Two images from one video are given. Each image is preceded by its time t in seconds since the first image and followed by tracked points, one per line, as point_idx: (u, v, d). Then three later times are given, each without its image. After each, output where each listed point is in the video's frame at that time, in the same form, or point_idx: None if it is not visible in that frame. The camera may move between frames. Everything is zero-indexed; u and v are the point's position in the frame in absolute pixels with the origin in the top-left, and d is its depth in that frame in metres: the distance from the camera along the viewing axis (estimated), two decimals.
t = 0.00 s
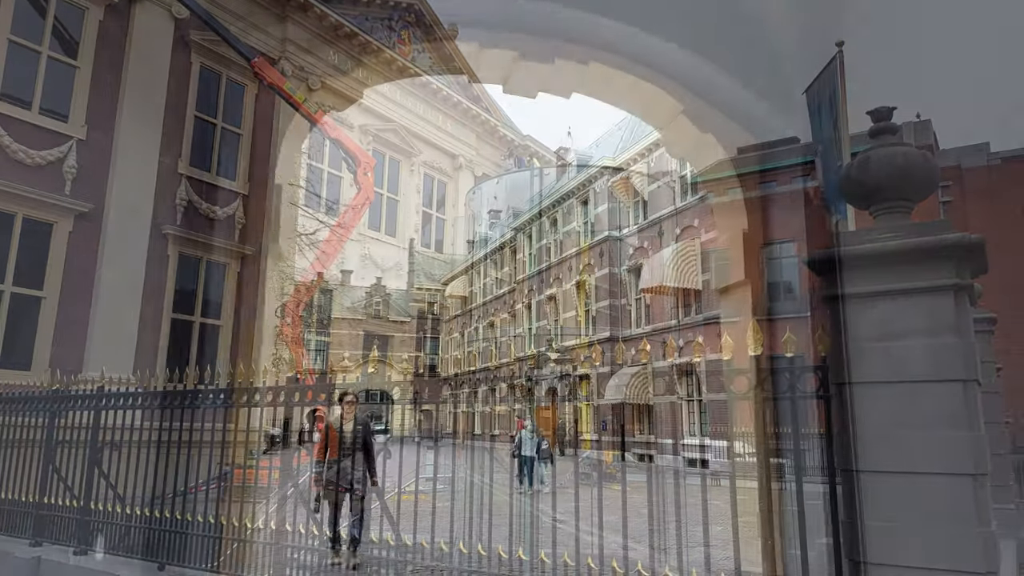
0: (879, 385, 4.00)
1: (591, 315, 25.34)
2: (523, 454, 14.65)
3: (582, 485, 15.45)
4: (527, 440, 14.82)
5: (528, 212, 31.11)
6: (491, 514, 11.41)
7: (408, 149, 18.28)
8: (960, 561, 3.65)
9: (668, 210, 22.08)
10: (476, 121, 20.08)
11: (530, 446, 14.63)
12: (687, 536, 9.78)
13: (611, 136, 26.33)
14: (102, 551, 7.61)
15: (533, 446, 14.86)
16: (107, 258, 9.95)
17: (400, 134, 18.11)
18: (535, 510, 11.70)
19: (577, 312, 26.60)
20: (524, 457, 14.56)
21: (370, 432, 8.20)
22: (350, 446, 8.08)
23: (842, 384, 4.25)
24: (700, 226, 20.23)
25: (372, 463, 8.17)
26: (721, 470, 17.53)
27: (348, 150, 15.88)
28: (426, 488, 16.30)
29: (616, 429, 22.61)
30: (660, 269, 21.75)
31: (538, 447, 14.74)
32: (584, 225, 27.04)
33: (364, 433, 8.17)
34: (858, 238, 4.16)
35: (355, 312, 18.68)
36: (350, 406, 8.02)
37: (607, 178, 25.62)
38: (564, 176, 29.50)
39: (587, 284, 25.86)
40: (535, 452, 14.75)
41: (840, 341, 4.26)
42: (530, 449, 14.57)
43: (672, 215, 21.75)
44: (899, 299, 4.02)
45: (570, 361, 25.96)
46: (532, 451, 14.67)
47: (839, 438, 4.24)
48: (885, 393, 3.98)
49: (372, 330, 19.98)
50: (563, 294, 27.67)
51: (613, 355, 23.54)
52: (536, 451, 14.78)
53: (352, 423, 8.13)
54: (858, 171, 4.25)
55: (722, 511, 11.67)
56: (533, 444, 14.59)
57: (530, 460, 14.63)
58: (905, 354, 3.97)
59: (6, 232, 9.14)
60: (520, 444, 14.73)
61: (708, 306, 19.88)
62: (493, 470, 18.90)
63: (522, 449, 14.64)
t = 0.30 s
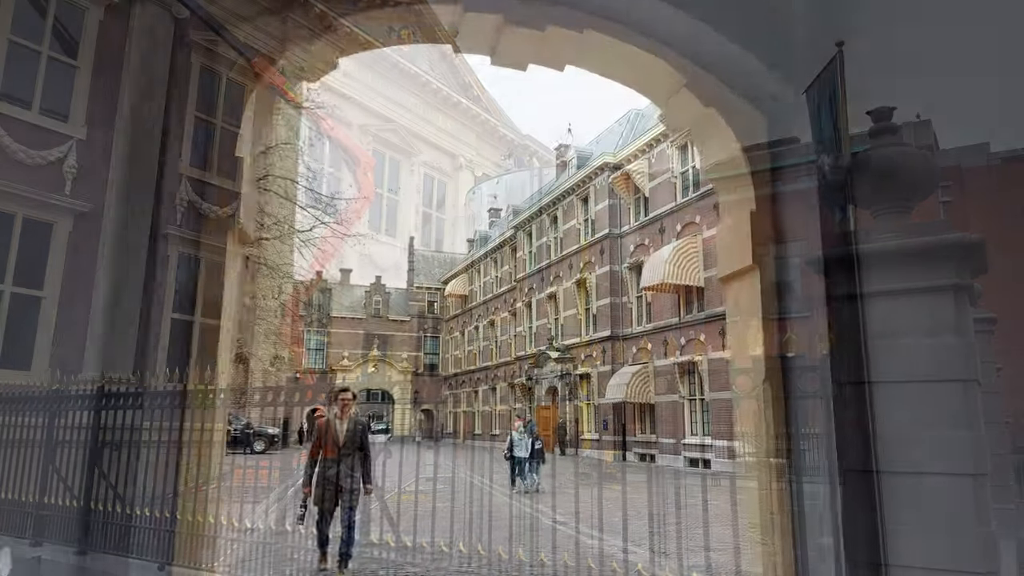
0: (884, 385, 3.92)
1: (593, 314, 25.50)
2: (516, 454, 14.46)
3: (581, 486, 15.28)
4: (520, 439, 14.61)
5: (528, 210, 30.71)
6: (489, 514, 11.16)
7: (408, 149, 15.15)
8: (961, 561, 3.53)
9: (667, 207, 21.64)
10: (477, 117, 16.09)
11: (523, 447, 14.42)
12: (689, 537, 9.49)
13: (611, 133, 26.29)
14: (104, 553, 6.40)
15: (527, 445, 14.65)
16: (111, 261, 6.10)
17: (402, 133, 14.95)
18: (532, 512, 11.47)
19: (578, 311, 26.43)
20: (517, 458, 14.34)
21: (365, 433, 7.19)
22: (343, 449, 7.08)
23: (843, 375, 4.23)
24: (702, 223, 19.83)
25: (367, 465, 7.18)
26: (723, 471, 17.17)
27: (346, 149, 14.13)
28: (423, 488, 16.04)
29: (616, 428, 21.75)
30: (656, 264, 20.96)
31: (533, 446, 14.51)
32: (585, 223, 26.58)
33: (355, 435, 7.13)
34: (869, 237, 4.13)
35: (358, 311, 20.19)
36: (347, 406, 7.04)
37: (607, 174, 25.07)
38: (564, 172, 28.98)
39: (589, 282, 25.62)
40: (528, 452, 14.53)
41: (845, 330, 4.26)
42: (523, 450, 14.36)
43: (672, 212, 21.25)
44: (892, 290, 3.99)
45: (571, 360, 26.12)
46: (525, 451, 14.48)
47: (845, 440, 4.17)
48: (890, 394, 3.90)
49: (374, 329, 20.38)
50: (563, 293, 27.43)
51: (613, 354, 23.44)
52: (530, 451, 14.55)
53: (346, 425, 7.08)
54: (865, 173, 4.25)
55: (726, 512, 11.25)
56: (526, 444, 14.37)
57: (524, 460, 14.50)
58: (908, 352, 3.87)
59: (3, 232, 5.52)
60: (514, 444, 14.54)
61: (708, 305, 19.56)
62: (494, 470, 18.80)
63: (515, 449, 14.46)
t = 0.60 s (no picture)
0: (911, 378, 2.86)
1: (600, 312, 24.75)
2: (512, 456, 14.15)
3: (586, 486, 14.88)
4: (518, 441, 14.44)
5: (533, 207, 30.05)
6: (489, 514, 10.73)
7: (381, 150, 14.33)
8: None
9: (673, 204, 21.13)
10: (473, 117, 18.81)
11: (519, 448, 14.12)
12: (699, 536, 8.97)
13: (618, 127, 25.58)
14: None
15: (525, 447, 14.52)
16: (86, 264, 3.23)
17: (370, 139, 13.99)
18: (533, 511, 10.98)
19: (584, 310, 25.74)
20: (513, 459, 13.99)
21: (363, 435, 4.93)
22: (321, 459, 4.81)
23: (837, 360, 3.18)
24: (708, 219, 19.30)
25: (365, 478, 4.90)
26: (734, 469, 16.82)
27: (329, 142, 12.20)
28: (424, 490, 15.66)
29: (624, 429, 22.56)
30: (664, 260, 20.48)
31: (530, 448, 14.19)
32: (590, 220, 25.94)
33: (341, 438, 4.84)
34: (898, 232, 2.97)
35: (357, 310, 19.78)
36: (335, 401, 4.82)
37: (614, 171, 24.24)
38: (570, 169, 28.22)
39: (596, 280, 25.02)
40: (526, 453, 14.28)
41: (834, 308, 3.24)
42: (519, 451, 14.04)
43: (678, 208, 20.77)
44: (922, 256, 2.88)
45: (577, 360, 25.79)
46: (522, 452, 14.21)
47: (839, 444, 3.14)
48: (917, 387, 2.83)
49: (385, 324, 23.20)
50: (569, 291, 27.04)
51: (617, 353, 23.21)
52: (527, 452, 14.25)
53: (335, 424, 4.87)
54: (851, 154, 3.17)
55: (737, 509, 10.86)
56: (523, 445, 14.04)
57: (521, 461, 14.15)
58: (933, 334, 2.81)
59: None
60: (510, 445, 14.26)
61: (716, 302, 19.08)
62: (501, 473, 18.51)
63: (512, 450, 14.17)
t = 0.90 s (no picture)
0: (953, 377, 2.20)
1: (612, 309, 24.16)
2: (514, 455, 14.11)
3: (597, 486, 14.48)
4: (521, 441, 14.42)
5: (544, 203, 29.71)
6: (493, 512, 10.35)
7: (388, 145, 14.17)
8: None
9: (684, 199, 20.67)
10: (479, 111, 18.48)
11: (521, 447, 14.08)
12: (711, 540, 8.54)
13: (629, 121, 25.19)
14: None
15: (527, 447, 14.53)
16: None
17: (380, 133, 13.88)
18: (540, 512, 10.54)
19: (596, 309, 25.24)
20: (515, 458, 13.97)
21: (349, 437, 4.34)
22: (306, 467, 4.15)
23: (866, 358, 2.48)
24: (722, 213, 19.00)
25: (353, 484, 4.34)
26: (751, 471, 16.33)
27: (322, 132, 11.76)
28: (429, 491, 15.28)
29: (636, 428, 22.18)
30: (674, 257, 19.22)
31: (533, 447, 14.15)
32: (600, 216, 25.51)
33: (329, 441, 4.23)
34: (938, 197, 2.31)
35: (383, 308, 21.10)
36: (316, 399, 4.22)
37: (625, 166, 23.75)
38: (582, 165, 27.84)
39: (607, 277, 24.34)
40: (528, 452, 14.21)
41: (861, 293, 2.53)
42: (521, 450, 14.01)
43: (689, 203, 20.33)
44: (960, 222, 2.20)
45: (589, 358, 25.41)
46: (524, 451, 14.17)
47: (871, 463, 2.43)
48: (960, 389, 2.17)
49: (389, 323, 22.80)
50: (580, 288, 26.62)
51: (630, 351, 22.80)
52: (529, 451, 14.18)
53: (320, 425, 4.24)
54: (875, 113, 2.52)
55: (755, 513, 10.38)
56: (525, 445, 14.00)
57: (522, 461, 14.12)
58: (973, 314, 2.12)
59: None
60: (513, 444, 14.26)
61: (730, 298, 18.61)
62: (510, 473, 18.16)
63: (514, 449, 14.17)
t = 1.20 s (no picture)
0: (1010, 367, 1.88)
1: (626, 308, 23.73)
2: (520, 456, 14.21)
3: (611, 487, 14.15)
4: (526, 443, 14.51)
5: (558, 201, 29.37)
6: (501, 514, 10.06)
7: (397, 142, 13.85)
8: None
9: (700, 194, 20.24)
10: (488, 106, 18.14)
11: (526, 447, 14.17)
12: (727, 546, 8.20)
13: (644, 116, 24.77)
14: None
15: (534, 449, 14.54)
16: None
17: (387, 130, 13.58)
18: (549, 513, 10.20)
19: (610, 307, 24.83)
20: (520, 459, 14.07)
21: (334, 440, 4.03)
22: (283, 472, 3.87)
23: (903, 347, 2.14)
24: (740, 208, 18.59)
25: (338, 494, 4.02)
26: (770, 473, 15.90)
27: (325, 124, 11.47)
28: (439, 492, 15.00)
29: (652, 428, 21.76)
30: (691, 253, 18.78)
31: (537, 447, 14.21)
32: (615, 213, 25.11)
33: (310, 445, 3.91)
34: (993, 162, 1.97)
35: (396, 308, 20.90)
36: (299, 395, 3.92)
37: (640, 161, 23.31)
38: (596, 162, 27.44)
39: (622, 275, 23.87)
40: (534, 453, 14.26)
41: (898, 270, 2.17)
42: (525, 450, 14.11)
43: (706, 198, 19.87)
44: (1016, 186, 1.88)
45: (604, 357, 25.04)
46: (528, 452, 14.23)
47: (911, 467, 2.08)
48: (1021, 384, 1.84)
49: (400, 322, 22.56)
50: (594, 287, 26.23)
51: (645, 349, 22.39)
52: (535, 452, 14.23)
53: (302, 426, 3.94)
54: (912, 66, 2.18)
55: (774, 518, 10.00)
56: (529, 444, 14.07)
57: (528, 461, 14.17)
58: None
59: None
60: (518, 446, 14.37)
61: (748, 296, 18.16)
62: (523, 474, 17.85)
63: (519, 451, 14.28)
